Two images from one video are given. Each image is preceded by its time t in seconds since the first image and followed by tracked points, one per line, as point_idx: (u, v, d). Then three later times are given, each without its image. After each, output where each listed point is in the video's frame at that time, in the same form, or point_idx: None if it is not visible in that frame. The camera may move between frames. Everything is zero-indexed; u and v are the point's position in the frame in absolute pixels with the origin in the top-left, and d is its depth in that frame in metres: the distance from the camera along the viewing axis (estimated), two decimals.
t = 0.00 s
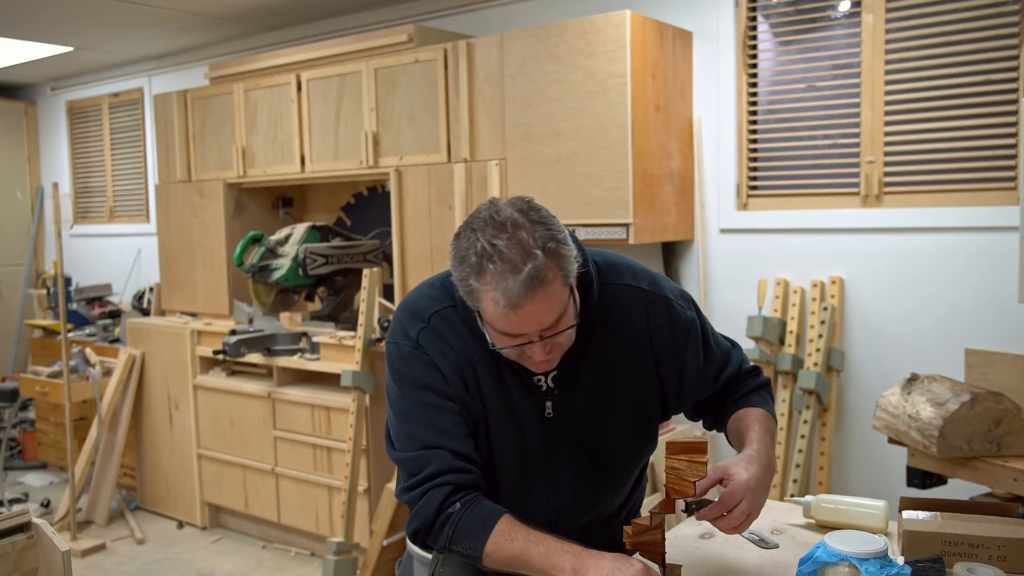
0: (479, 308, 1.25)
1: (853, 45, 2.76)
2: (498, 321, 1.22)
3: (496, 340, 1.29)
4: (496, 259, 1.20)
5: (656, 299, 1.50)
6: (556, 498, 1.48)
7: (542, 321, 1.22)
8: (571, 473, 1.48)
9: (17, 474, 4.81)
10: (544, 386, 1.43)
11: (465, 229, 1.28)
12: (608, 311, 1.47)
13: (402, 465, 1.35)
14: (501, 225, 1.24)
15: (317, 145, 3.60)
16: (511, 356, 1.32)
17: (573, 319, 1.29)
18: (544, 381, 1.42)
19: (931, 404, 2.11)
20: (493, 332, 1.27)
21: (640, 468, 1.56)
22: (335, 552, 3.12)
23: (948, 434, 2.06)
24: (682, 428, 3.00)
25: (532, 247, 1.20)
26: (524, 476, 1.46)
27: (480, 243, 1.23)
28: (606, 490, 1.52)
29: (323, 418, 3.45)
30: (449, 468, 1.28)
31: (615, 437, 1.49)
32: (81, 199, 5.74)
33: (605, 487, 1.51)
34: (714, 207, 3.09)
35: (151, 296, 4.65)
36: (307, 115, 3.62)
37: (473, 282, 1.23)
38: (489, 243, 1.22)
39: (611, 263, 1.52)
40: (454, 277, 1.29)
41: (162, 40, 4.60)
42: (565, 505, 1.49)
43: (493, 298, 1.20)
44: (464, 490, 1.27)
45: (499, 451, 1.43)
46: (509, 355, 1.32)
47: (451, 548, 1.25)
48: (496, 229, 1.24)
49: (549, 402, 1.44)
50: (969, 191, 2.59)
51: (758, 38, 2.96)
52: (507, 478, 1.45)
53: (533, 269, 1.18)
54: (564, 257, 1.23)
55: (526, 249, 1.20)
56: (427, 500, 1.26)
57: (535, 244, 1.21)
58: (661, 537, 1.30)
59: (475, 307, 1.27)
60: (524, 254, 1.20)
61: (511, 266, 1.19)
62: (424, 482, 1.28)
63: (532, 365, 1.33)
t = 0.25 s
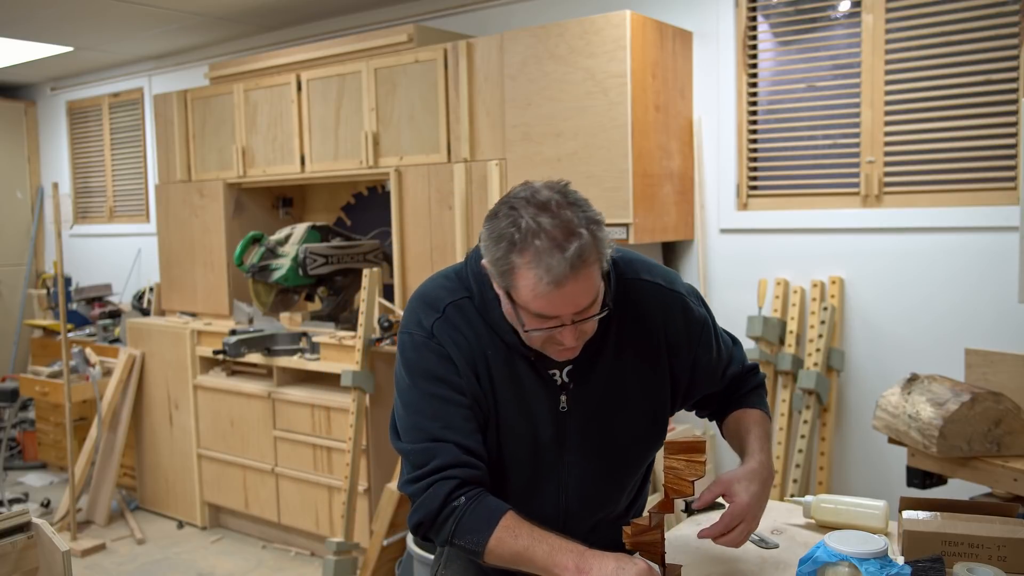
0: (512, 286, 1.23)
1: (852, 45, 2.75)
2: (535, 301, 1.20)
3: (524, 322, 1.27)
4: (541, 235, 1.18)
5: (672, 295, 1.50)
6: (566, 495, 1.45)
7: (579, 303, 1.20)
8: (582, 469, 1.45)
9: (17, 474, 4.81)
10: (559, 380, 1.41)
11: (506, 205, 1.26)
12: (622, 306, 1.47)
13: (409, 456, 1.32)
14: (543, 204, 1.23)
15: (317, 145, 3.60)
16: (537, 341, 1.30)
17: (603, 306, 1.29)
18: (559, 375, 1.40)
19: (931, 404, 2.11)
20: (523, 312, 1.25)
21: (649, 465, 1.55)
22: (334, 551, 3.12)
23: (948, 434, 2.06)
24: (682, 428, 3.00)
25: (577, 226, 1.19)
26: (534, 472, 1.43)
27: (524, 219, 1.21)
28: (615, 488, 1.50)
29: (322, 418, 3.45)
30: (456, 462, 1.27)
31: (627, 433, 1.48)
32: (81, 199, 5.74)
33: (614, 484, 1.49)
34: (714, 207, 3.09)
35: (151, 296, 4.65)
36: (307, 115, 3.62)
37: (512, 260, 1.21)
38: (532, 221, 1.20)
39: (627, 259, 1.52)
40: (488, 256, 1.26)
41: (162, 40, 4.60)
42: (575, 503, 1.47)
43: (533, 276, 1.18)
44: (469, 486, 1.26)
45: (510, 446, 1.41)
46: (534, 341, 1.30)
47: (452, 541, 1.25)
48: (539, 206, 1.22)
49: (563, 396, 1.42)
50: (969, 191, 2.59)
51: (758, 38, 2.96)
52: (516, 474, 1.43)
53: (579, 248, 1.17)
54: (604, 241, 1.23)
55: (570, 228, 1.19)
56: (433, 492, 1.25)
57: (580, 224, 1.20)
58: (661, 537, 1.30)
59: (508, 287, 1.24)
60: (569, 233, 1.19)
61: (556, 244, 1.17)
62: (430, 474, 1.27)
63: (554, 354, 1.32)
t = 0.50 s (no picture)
0: (556, 262, 1.21)
1: (852, 45, 2.76)
2: (582, 278, 1.19)
3: (560, 300, 1.25)
4: (597, 211, 1.18)
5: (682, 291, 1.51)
6: (573, 488, 1.43)
7: (620, 284, 1.21)
8: (590, 462, 1.43)
9: (17, 474, 4.81)
10: (569, 369, 1.40)
11: (552, 180, 1.24)
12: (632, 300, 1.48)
13: (415, 442, 1.30)
14: (594, 181, 1.22)
15: (317, 145, 3.60)
16: (563, 324, 1.29)
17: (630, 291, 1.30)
18: (569, 365, 1.40)
19: (931, 404, 2.11)
20: (561, 290, 1.23)
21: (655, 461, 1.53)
22: (334, 551, 3.12)
23: (948, 434, 2.06)
24: (681, 429, 3.00)
25: (631, 204, 1.20)
26: (542, 464, 1.41)
27: (578, 194, 1.20)
28: (622, 484, 1.48)
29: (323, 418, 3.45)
30: (462, 449, 1.26)
31: (635, 424, 1.47)
32: (81, 199, 5.74)
33: (621, 477, 1.47)
34: (714, 207, 3.09)
35: (151, 296, 4.65)
36: (307, 115, 3.62)
37: (562, 235, 1.20)
38: (588, 196, 1.19)
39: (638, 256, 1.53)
40: (530, 229, 1.23)
41: (162, 40, 4.60)
42: (582, 498, 1.44)
43: (585, 252, 1.18)
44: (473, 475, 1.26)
45: (518, 437, 1.39)
46: (561, 323, 1.29)
47: (453, 529, 1.25)
48: (590, 183, 1.22)
49: (573, 386, 1.41)
50: (969, 191, 2.59)
51: (758, 38, 2.96)
52: (523, 467, 1.41)
53: (633, 227, 1.18)
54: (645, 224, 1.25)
55: (625, 206, 1.19)
56: (437, 478, 1.25)
57: (632, 202, 1.21)
58: (660, 544, 1.30)
59: (549, 263, 1.23)
60: (623, 212, 1.19)
61: (613, 221, 1.18)
62: (435, 460, 1.26)
63: (577, 337, 1.33)
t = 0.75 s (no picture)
0: (604, 240, 1.22)
1: (853, 45, 2.75)
2: (627, 259, 1.21)
3: (599, 281, 1.26)
4: (654, 193, 1.21)
5: (692, 291, 1.52)
6: (578, 482, 1.43)
7: (657, 269, 1.24)
8: (597, 455, 1.43)
9: (17, 474, 4.81)
10: (578, 360, 1.41)
11: (603, 160, 1.25)
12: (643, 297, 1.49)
13: (423, 425, 1.30)
14: (644, 165, 1.24)
15: (317, 145, 3.60)
16: (589, 307, 1.30)
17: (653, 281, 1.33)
18: (580, 357, 1.41)
19: (931, 404, 2.11)
20: (602, 270, 1.24)
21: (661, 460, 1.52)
22: (334, 551, 3.12)
23: (948, 434, 2.06)
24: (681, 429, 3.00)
25: (680, 190, 1.23)
26: (548, 457, 1.41)
27: (633, 175, 1.22)
28: (628, 479, 1.47)
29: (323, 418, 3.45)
30: (468, 437, 1.26)
31: (644, 420, 1.46)
32: (81, 199, 5.74)
33: (628, 473, 1.47)
34: (714, 207, 3.09)
35: (151, 296, 4.65)
36: (307, 115, 3.62)
37: (612, 214, 1.21)
38: (641, 178, 1.22)
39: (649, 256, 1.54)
40: (577, 205, 1.23)
41: (162, 40, 4.60)
42: (586, 491, 1.44)
43: (635, 232, 1.20)
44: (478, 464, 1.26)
45: (526, 427, 1.39)
46: (588, 306, 1.30)
47: (456, 518, 1.25)
48: (642, 167, 1.24)
49: (583, 377, 1.41)
50: (969, 191, 2.59)
51: (758, 38, 2.96)
52: (529, 459, 1.40)
53: (681, 214, 1.21)
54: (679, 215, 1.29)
55: (674, 192, 1.23)
56: (443, 465, 1.25)
57: (679, 189, 1.25)
58: (659, 544, 1.30)
59: (592, 242, 1.24)
60: (672, 198, 1.22)
61: (665, 205, 1.20)
62: (441, 446, 1.26)
63: (598, 323, 1.34)
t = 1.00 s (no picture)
0: (636, 234, 1.21)
1: (853, 45, 2.75)
2: (656, 255, 1.21)
3: (626, 274, 1.25)
4: (691, 190, 1.20)
5: (704, 298, 1.53)
6: (581, 481, 1.42)
7: (682, 266, 1.24)
8: (601, 454, 1.43)
9: (17, 475, 4.81)
10: (588, 358, 1.41)
11: (640, 153, 1.24)
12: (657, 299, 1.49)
13: (430, 412, 1.30)
14: (680, 162, 1.24)
15: (317, 145, 3.60)
16: (609, 302, 1.30)
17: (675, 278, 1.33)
18: (589, 354, 1.41)
19: (931, 404, 2.11)
20: (631, 263, 1.23)
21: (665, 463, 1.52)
22: (334, 551, 3.12)
23: (948, 434, 2.06)
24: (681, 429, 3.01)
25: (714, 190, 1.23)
26: (553, 455, 1.41)
27: (672, 171, 1.21)
28: (631, 480, 1.47)
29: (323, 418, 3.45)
30: (475, 429, 1.26)
31: (652, 422, 1.46)
32: (81, 199, 5.74)
33: (632, 474, 1.47)
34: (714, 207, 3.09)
35: (151, 296, 4.65)
36: (307, 115, 3.62)
37: (645, 209, 1.20)
38: (676, 173, 1.21)
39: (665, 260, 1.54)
40: (609, 197, 1.22)
41: (162, 40, 4.60)
42: (589, 489, 1.43)
43: (667, 228, 1.19)
44: (481, 457, 1.26)
45: (533, 422, 1.39)
46: (609, 301, 1.29)
47: (458, 509, 1.25)
48: (679, 164, 1.23)
49: (592, 375, 1.41)
50: (969, 191, 2.59)
51: (758, 38, 2.96)
52: (534, 455, 1.40)
53: (714, 213, 1.21)
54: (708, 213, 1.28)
55: (709, 191, 1.23)
56: (448, 456, 1.25)
57: (712, 189, 1.24)
58: (659, 545, 1.30)
59: (621, 235, 1.23)
60: (705, 195, 1.21)
61: (699, 202, 1.20)
62: (447, 435, 1.26)
63: (615, 318, 1.34)
